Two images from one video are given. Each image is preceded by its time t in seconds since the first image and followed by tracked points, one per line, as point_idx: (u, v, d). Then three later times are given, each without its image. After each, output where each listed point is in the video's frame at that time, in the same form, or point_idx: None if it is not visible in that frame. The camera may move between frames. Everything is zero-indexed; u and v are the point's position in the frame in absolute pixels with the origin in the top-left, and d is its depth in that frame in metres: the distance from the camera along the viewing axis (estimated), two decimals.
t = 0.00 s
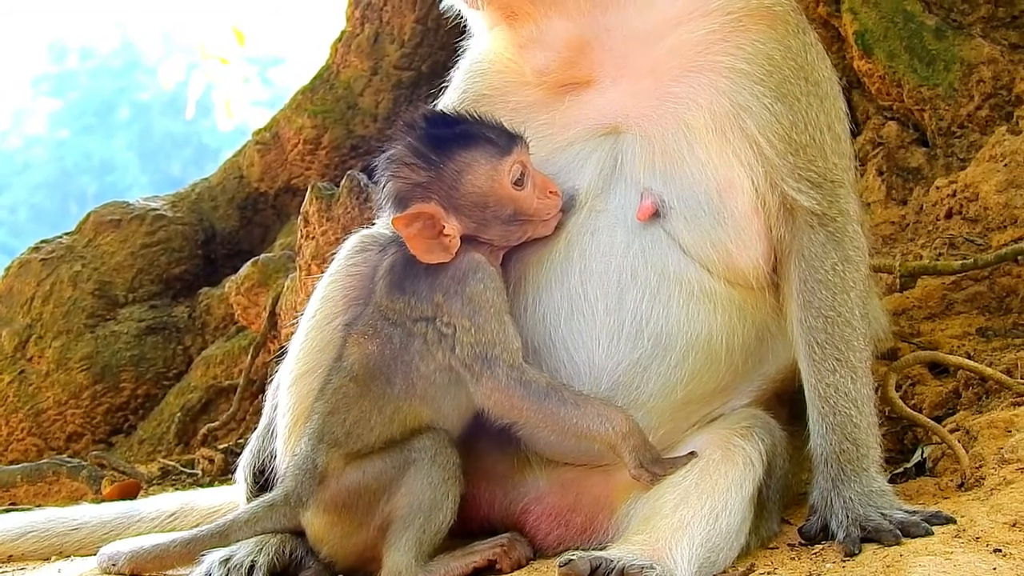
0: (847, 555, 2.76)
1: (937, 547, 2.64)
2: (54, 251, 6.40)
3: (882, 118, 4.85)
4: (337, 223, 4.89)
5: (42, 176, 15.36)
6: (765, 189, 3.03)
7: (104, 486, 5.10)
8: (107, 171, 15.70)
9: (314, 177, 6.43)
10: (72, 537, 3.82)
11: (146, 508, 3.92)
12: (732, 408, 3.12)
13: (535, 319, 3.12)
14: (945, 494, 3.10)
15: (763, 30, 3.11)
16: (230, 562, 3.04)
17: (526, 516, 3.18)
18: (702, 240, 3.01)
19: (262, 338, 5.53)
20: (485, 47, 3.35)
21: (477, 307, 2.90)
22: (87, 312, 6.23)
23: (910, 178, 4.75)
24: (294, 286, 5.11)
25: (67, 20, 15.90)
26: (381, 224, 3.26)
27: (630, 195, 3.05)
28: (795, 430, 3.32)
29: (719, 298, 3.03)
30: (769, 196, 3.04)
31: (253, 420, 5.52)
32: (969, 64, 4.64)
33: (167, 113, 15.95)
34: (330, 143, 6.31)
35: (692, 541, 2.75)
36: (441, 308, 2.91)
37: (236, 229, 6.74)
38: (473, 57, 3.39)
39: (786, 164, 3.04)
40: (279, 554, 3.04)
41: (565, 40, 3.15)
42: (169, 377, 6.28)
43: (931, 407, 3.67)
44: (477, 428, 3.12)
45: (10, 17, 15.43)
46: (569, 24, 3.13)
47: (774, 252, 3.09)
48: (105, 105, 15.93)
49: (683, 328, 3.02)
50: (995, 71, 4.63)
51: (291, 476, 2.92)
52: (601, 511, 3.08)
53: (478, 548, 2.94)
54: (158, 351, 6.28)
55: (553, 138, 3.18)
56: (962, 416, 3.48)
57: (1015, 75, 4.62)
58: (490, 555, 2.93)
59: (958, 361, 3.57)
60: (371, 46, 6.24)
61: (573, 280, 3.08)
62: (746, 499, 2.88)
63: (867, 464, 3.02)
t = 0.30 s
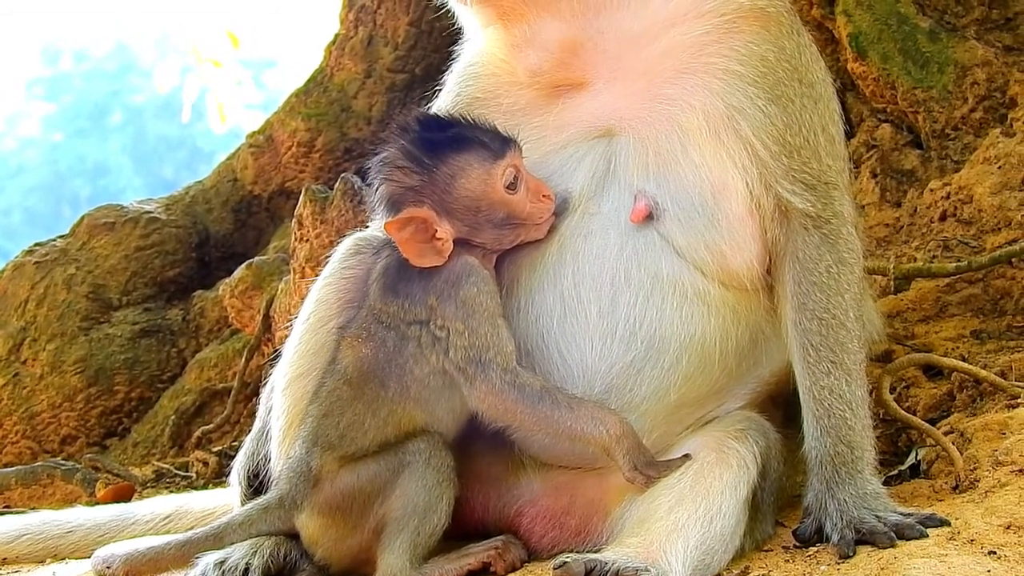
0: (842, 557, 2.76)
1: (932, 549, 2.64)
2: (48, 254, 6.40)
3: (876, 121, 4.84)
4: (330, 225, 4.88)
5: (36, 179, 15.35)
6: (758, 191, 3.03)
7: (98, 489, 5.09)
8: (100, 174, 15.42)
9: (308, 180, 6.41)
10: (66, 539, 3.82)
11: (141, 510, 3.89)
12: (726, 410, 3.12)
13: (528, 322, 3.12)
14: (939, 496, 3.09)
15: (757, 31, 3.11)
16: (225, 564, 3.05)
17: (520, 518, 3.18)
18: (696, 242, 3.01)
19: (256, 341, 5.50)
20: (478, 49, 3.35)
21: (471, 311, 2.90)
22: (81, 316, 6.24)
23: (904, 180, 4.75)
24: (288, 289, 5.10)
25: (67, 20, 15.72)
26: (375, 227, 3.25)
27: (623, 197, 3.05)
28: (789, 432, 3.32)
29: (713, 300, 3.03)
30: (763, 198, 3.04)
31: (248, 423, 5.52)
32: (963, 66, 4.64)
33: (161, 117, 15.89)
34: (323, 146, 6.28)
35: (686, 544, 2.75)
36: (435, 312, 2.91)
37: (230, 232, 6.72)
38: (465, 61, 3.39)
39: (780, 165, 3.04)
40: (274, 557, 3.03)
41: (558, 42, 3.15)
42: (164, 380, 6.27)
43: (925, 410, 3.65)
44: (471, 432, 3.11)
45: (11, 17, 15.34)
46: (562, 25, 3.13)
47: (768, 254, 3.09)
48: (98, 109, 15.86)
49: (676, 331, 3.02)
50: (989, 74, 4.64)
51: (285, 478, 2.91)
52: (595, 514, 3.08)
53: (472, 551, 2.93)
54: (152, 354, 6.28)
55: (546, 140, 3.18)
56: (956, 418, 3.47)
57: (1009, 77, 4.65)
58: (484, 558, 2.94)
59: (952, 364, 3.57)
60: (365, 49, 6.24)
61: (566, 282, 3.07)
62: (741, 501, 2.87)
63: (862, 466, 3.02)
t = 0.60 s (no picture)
0: (838, 560, 2.76)
1: (929, 552, 2.64)
2: (44, 255, 6.40)
3: (873, 123, 4.84)
4: (327, 227, 4.88)
5: (32, 179, 15.18)
6: (755, 193, 3.03)
7: (95, 490, 5.09)
8: (97, 174, 15.35)
9: (305, 181, 6.41)
10: (62, 541, 3.81)
11: (138, 512, 3.88)
12: (724, 413, 3.11)
13: (527, 324, 3.11)
14: (936, 499, 3.09)
15: (754, 33, 3.11)
16: (221, 566, 3.05)
17: (517, 520, 3.18)
18: (693, 245, 3.01)
19: (252, 342, 5.49)
20: (476, 52, 3.36)
21: (469, 313, 2.90)
22: (78, 316, 6.23)
23: (901, 182, 4.76)
24: (285, 290, 5.10)
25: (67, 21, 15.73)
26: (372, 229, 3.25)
27: (621, 200, 3.05)
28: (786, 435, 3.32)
29: (711, 302, 3.03)
30: (760, 201, 3.03)
31: (245, 424, 5.52)
32: (961, 68, 4.64)
33: (157, 117, 15.73)
34: (320, 147, 6.27)
35: (683, 546, 2.75)
36: (432, 313, 2.90)
37: (226, 233, 6.72)
38: (463, 65, 3.40)
39: (777, 168, 3.03)
40: (271, 558, 3.02)
41: (554, 43, 3.16)
42: (160, 380, 6.25)
43: (922, 411, 3.66)
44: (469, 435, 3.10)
45: (11, 17, 15.31)
46: (557, 27, 3.14)
47: (765, 257, 3.09)
48: (95, 109, 15.89)
49: (674, 333, 3.02)
50: (986, 76, 4.64)
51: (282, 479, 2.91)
52: (592, 516, 3.08)
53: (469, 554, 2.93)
54: (149, 355, 6.27)
55: (544, 143, 3.18)
56: (953, 421, 3.48)
57: (1006, 79, 4.65)
58: (481, 559, 2.93)
59: (949, 366, 3.57)
60: (362, 50, 6.24)
61: (565, 284, 3.07)
62: (738, 504, 2.87)
63: (859, 469, 3.02)
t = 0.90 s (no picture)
0: (835, 560, 2.76)
1: (926, 552, 2.64)
2: (42, 257, 6.41)
3: (870, 122, 4.86)
4: (324, 228, 4.88)
5: (31, 182, 15.16)
6: (752, 194, 3.03)
7: (93, 492, 5.09)
8: (96, 178, 15.44)
9: (303, 182, 6.41)
10: (60, 542, 3.82)
11: (135, 513, 3.89)
12: (721, 412, 3.11)
13: (525, 324, 3.11)
14: (934, 498, 3.09)
15: (751, 34, 3.11)
16: (219, 566, 3.07)
17: (515, 520, 3.18)
18: (690, 245, 3.01)
19: (251, 344, 5.49)
20: (474, 53, 3.35)
21: (466, 313, 2.90)
22: (76, 318, 6.25)
23: (898, 182, 4.75)
24: (282, 292, 5.10)
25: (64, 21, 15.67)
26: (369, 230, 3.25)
27: (618, 200, 3.05)
28: (783, 435, 3.32)
29: (708, 302, 3.03)
30: (758, 201, 3.03)
31: (243, 425, 5.52)
32: (958, 68, 4.65)
33: (156, 120, 15.74)
34: (318, 148, 6.28)
35: (680, 546, 2.74)
36: (430, 314, 2.90)
37: (224, 234, 6.73)
38: (462, 65, 3.39)
39: (774, 169, 3.03)
40: (268, 558, 3.03)
41: (553, 47, 3.14)
42: (158, 382, 6.26)
43: (919, 411, 3.66)
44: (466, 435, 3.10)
45: (11, 17, 15.24)
46: (556, 31, 3.11)
47: (763, 257, 3.09)
48: (94, 111, 15.88)
49: (672, 333, 3.02)
50: (983, 76, 4.65)
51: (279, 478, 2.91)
52: (589, 516, 3.08)
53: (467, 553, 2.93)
54: (147, 356, 6.28)
55: (541, 143, 3.18)
56: (950, 420, 3.48)
57: (1003, 79, 4.65)
58: (479, 560, 2.93)
59: (946, 366, 3.57)
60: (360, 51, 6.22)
61: (563, 285, 3.07)
62: (735, 503, 2.87)
63: (856, 468, 3.02)
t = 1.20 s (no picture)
0: (832, 558, 2.75)
1: (923, 549, 2.63)
2: (39, 256, 6.43)
3: (868, 121, 4.86)
4: (322, 227, 4.89)
5: (30, 183, 15.12)
6: (749, 192, 3.03)
7: (90, 491, 5.09)
8: (95, 179, 15.32)
9: (300, 181, 6.51)
10: (58, 541, 3.82)
11: (133, 512, 3.88)
12: (718, 411, 3.11)
13: (522, 322, 3.12)
14: (931, 496, 3.09)
15: (747, 32, 3.11)
16: (216, 565, 3.06)
17: (512, 518, 3.17)
18: (686, 243, 3.01)
19: (248, 343, 5.50)
20: (471, 50, 3.38)
21: (466, 317, 2.90)
22: (73, 317, 6.26)
23: (895, 181, 4.75)
24: (279, 291, 5.11)
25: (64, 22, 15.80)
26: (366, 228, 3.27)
27: (614, 198, 3.05)
28: (781, 434, 3.31)
29: (704, 300, 3.03)
30: (754, 199, 3.03)
31: (240, 424, 5.52)
32: (955, 67, 4.66)
33: (155, 121, 15.62)
34: (315, 146, 6.38)
35: (677, 544, 2.72)
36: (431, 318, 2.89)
37: (221, 234, 6.82)
38: (459, 62, 3.42)
39: (770, 167, 3.03)
40: (265, 558, 3.02)
41: (549, 42, 3.16)
42: (156, 382, 6.26)
43: (916, 410, 3.67)
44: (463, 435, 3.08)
45: (9, 16, 15.47)
46: (552, 25, 3.14)
47: (759, 255, 3.08)
48: (93, 113, 15.78)
49: (668, 331, 3.02)
50: (981, 74, 4.65)
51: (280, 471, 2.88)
52: (586, 514, 3.08)
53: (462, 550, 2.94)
54: (144, 356, 6.29)
55: (535, 141, 3.18)
56: (948, 418, 3.47)
57: (1000, 78, 4.65)
58: (476, 558, 2.93)
59: (943, 364, 3.57)
60: (357, 50, 6.27)
61: (559, 282, 3.07)
62: (732, 502, 2.85)
63: (853, 467, 3.01)
